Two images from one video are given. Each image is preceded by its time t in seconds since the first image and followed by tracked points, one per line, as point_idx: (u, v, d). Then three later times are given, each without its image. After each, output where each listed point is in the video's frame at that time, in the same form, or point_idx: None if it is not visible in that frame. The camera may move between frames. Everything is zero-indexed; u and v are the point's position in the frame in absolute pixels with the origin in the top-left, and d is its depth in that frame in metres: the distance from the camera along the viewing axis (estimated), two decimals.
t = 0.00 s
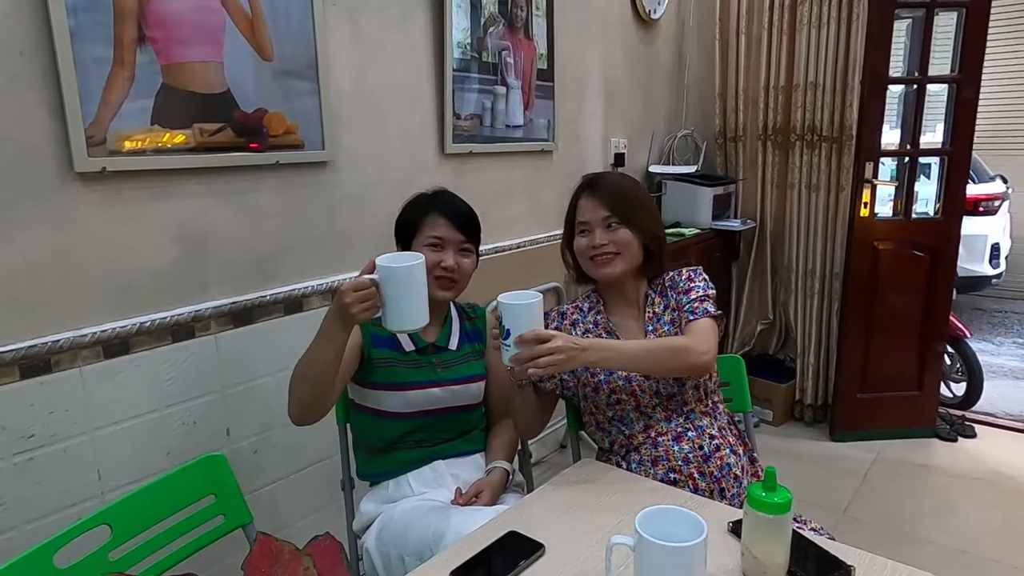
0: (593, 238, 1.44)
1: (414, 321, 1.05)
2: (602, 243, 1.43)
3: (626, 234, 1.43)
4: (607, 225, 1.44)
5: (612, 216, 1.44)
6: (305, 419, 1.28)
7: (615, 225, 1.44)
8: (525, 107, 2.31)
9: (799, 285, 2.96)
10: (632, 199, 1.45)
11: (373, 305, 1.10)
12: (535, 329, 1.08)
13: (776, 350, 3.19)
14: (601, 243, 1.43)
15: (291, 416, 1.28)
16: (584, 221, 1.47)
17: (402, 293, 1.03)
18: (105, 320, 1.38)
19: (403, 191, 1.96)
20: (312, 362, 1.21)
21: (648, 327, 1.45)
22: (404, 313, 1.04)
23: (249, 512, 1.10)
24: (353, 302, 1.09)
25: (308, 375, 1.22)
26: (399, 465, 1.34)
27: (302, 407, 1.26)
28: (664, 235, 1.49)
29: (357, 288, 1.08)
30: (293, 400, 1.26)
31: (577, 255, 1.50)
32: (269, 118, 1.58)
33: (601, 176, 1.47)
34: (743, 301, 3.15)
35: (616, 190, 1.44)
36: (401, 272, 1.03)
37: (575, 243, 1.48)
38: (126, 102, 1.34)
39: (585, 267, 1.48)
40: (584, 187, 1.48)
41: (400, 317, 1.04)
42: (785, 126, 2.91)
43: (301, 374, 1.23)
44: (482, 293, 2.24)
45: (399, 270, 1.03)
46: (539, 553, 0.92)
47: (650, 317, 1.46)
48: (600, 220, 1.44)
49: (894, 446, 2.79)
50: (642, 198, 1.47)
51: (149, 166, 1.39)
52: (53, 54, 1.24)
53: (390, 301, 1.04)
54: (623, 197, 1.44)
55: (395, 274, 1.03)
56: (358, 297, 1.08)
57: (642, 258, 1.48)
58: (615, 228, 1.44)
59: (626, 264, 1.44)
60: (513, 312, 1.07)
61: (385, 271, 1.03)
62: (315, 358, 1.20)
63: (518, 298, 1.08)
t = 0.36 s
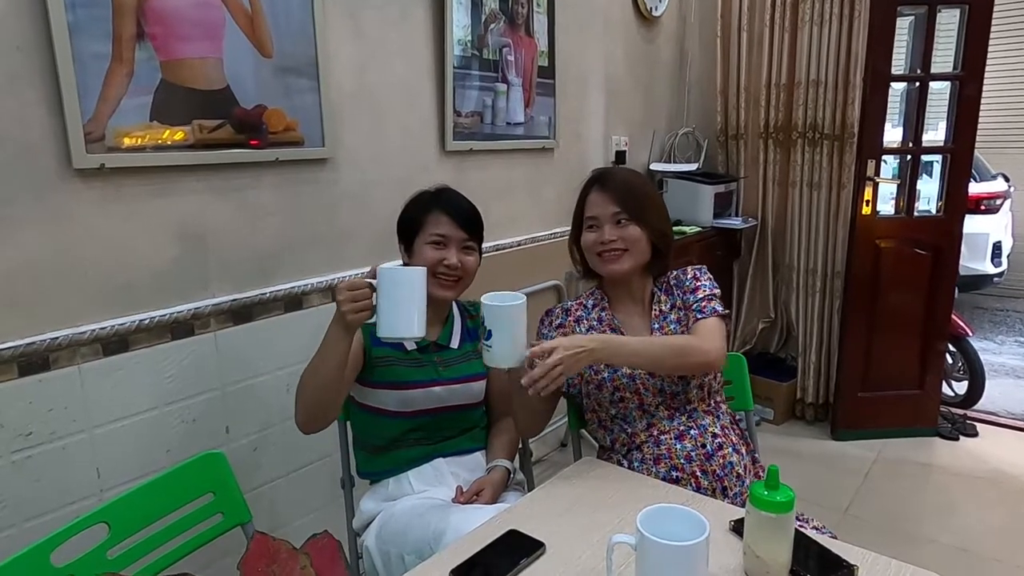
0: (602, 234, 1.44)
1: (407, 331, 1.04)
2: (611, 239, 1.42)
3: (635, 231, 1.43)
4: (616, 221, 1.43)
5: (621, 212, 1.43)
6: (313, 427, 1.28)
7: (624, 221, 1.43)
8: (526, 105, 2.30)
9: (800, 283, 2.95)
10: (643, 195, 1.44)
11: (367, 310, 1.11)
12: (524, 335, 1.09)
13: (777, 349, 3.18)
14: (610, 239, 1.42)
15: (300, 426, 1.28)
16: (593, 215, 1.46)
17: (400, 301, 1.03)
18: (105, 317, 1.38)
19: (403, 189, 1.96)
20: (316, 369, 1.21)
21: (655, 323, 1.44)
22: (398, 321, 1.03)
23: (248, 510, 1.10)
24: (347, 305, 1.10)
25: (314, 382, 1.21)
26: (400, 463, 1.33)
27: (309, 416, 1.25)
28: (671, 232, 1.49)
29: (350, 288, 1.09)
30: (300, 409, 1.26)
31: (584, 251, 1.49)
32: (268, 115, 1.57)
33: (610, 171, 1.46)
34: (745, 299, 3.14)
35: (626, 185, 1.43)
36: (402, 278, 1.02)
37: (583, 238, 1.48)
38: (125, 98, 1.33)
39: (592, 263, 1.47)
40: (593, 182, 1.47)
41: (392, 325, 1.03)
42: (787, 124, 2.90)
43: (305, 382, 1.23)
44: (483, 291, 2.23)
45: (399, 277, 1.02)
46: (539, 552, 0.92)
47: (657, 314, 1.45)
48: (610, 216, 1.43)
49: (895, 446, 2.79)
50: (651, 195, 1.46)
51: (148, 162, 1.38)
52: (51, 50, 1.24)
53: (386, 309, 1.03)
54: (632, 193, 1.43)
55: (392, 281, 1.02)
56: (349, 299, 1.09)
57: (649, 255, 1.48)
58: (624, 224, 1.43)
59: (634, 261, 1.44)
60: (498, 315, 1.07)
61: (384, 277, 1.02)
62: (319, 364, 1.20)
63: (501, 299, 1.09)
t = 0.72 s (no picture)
0: (604, 233, 1.43)
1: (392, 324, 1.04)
2: (614, 238, 1.42)
3: (638, 230, 1.43)
4: (620, 220, 1.44)
5: (625, 211, 1.43)
6: (303, 425, 1.27)
7: (628, 220, 1.43)
8: (526, 103, 2.30)
9: (801, 282, 2.94)
10: (647, 195, 1.44)
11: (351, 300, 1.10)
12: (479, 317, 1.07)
13: (779, 347, 3.12)
14: (613, 237, 1.42)
15: (290, 424, 1.27)
16: (596, 214, 1.46)
17: (381, 292, 1.03)
18: (103, 315, 1.37)
19: (403, 187, 1.95)
20: (303, 365, 1.20)
21: (663, 323, 1.44)
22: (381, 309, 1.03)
23: (246, 509, 1.10)
24: (329, 295, 1.09)
25: (301, 380, 1.20)
26: (400, 462, 1.33)
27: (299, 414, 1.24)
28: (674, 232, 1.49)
29: (334, 279, 1.09)
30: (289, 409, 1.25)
31: (587, 249, 1.49)
32: (267, 113, 1.57)
33: (614, 170, 1.46)
34: (745, 298, 3.14)
35: (630, 184, 1.43)
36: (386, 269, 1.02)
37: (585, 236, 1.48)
38: (123, 95, 1.33)
39: (594, 261, 1.47)
40: (597, 180, 1.48)
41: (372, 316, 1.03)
42: (787, 122, 2.89)
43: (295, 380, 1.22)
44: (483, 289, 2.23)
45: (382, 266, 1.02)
46: (538, 551, 0.91)
47: (666, 314, 1.45)
48: (613, 215, 1.44)
49: (896, 444, 2.78)
50: (655, 195, 1.46)
51: (146, 160, 1.38)
52: (49, 47, 1.23)
53: (368, 300, 1.03)
54: (637, 192, 1.44)
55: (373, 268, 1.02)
56: (332, 290, 1.08)
57: (651, 255, 1.48)
58: (627, 223, 1.43)
59: (636, 261, 1.43)
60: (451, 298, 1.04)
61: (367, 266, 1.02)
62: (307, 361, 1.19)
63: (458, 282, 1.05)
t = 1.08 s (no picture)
0: (615, 229, 1.43)
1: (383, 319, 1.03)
2: (625, 234, 1.42)
3: (649, 227, 1.42)
4: (631, 216, 1.43)
5: (636, 207, 1.43)
6: (299, 423, 1.26)
7: (640, 217, 1.43)
8: (528, 99, 2.29)
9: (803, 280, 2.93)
10: (660, 191, 1.45)
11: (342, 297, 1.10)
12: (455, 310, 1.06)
13: (781, 345, 3.12)
14: (624, 233, 1.42)
15: (287, 420, 1.26)
16: (608, 209, 1.46)
17: (372, 288, 1.01)
18: (106, 312, 1.37)
19: (405, 183, 1.95)
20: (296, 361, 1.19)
21: (671, 318, 1.44)
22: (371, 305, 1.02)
23: (250, 505, 1.10)
24: (320, 293, 1.09)
25: (296, 376, 1.19)
26: (403, 458, 1.33)
27: (294, 412, 1.24)
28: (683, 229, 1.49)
29: (323, 280, 1.09)
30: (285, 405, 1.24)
31: (596, 245, 1.48)
32: (269, 109, 1.56)
33: (626, 165, 1.46)
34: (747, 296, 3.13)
35: (643, 180, 1.43)
36: (377, 265, 1.01)
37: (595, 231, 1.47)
38: (126, 92, 1.33)
39: (604, 257, 1.46)
40: (609, 175, 1.47)
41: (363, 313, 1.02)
42: (789, 119, 2.88)
43: (288, 374, 1.21)
44: (485, 287, 2.22)
45: (370, 262, 1.01)
46: (543, 546, 0.91)
47: (674, 310, 1.45)
48: (625, 211, 1.44)
49: (898, 442, 2.78)
50: (666, 192, 1.46)
51: (149, 156, 1.38)
52: (52, 43, 1.23)
53: (359, 295, 1.02)
54: (649, 188, 1.44)
55: (365, 265, 1.01)
56: (323, 289, 1.08)
57: (661, 253, 1.47)
58: (639, 220, 1.43)
59: (647, 258, 1.43)
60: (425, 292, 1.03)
61: (356, 263, 1.01)
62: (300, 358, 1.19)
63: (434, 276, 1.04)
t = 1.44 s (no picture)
0: (615, 227, 1.44)
1: (381, 322, 1.03)
2: (624, 233, 1.43)
3: (648, 226, 1.43)
4: (631, 215, 1.45)
5: (636, 207, 1.45)
6: (295, 423, 1.27)
7: (639, 216, 1.44)
8: (527, 100, 2.30)
9: (801, 278, 2.95)
10: (661, 191, 1.46)
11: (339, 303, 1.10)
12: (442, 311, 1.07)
13: (779, 343, 3.12)
14: (624, 232, 1.43)
15: (284, 422, 1.27)
16: (608, 208, 1.47)
17: (368, 293, 1.01)
18: (107, 312, 1.38)
19: (404, 183, 1.96)
20: (294, 363, 1.20)
21: (667, 317, 1.45)
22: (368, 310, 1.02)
23: (252, 502, 1.11)
24: (316, 299, 1.09)
25: (292, 377, 1.21)
26: (401, 457, 1.34)
27: (289, 411, 1.25)
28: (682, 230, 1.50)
29: (319, 285, 1.08)
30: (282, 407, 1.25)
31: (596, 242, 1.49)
32: (269, 110, 1.57)
33: (627, 164, 1.47)
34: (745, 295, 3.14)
35: (643, 180, 1.45)
36: (371, 269, 1.01)
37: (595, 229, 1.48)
38: (127, 93, 1.34)
39: (603, 255, 1.47)
40: (609, 173, 1.49)
41: (361, 318, 1.02)
42: (787, 119, 2.89)
43: (286, 375, 1.22)
44: (483, 286, 2.23)
45: (365, 267, 1.00)
46: (542, 541, 0.93)
47: (671, 308, 1.46)
48: (625, 210, 1.45)
49: (896, 440, 2.79)
50: (667, 193, 1.47)
51: (150, 157, 1.39)
52: (53, 44, 1.24)
53: (358, 302, 1.02)
54: (650, 188, 1.45)
55: (362, 270, 1.00)
56: (319, 296, 1.08)
57: (660, 253, 1.49)
58: (639, 219, 1.44)
59: (646, 257, 1.44)
60: (413, 296, 1.03)
61: (350, 268, 1.01)
62: (298, 358, 1.19)
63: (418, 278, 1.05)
